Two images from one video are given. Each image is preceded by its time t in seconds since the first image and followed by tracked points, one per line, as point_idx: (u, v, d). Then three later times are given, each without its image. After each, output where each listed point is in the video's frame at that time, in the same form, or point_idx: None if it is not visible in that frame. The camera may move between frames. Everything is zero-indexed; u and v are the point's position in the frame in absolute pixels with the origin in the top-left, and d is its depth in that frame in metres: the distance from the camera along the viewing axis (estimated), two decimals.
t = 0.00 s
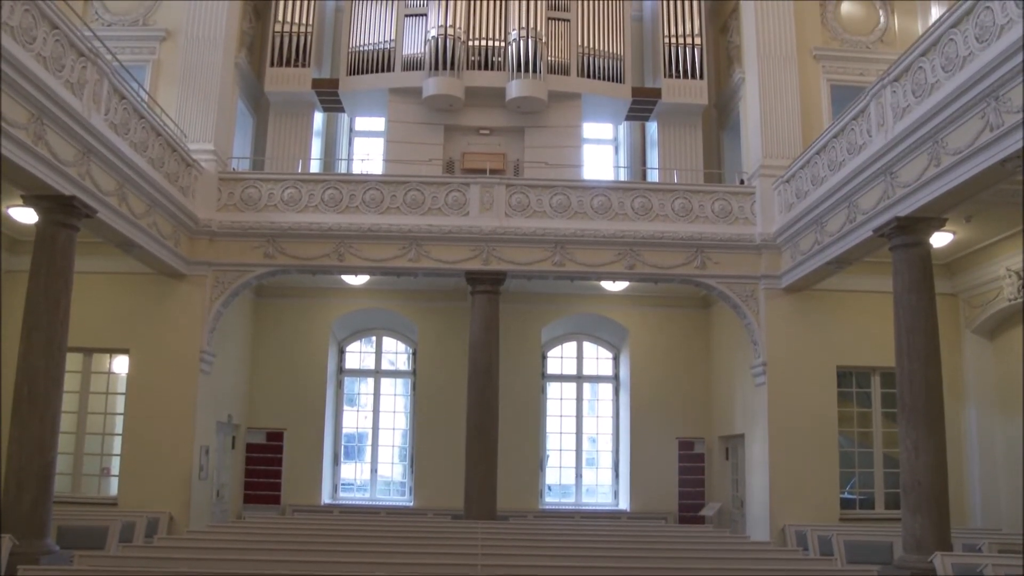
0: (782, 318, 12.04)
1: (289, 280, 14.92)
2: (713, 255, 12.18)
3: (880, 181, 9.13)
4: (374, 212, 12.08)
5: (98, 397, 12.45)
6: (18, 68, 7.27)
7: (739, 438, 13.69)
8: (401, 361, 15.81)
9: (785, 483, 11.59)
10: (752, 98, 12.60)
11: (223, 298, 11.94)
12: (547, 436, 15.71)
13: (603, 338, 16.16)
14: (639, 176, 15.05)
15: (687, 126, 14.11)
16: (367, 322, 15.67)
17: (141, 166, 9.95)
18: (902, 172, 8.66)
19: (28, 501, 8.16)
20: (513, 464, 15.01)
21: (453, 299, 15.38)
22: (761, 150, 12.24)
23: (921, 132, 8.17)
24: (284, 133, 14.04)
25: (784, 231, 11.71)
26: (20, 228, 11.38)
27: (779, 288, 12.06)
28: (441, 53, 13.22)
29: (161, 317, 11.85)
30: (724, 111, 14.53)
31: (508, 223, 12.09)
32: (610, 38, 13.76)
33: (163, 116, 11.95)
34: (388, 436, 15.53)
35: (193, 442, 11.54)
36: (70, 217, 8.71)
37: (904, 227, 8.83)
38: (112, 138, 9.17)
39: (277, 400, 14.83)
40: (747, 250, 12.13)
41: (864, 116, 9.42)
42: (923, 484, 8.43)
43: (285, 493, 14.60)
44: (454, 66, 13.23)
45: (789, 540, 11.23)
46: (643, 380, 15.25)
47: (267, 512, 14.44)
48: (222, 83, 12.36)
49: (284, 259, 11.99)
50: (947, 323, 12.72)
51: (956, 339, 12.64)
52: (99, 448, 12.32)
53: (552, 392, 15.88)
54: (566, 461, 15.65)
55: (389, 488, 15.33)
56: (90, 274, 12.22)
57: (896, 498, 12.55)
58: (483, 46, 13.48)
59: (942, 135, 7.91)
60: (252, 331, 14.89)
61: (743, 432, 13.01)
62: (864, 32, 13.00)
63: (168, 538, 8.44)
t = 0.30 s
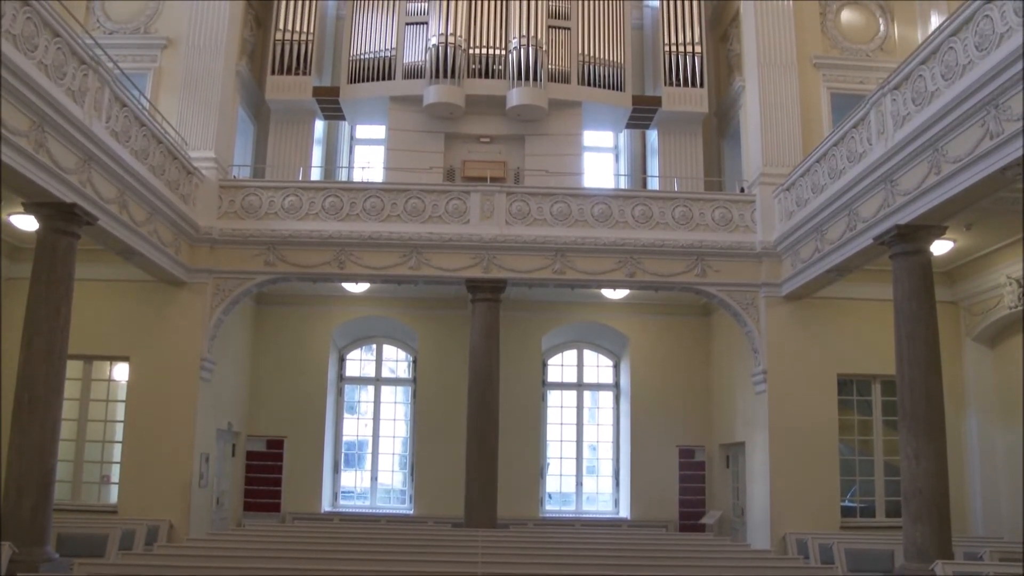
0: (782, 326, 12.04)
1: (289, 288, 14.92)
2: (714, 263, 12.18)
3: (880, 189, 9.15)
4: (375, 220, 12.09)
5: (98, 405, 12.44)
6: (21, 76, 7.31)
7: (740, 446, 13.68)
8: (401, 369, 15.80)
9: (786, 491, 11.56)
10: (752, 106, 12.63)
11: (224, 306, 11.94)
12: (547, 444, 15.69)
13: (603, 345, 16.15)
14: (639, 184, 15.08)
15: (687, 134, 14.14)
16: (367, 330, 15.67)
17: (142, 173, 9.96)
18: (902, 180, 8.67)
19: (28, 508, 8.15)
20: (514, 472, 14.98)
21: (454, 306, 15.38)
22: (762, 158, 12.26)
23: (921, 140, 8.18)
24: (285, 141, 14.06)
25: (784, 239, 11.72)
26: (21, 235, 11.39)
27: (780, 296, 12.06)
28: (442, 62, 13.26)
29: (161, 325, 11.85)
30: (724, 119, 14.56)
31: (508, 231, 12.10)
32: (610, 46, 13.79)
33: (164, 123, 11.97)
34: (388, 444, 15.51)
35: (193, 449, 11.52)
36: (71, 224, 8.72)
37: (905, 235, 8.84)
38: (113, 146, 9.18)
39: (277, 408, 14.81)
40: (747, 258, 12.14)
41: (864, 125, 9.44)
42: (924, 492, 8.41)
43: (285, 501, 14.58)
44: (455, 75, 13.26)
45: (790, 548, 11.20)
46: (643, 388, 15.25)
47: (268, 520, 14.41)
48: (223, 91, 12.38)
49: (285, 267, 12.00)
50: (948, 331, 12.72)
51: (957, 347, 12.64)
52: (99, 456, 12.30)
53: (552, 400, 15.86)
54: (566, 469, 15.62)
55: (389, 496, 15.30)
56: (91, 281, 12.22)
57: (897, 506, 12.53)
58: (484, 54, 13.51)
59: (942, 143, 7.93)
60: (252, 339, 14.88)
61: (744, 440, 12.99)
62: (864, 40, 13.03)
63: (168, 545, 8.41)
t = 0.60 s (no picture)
0: (783, 333, 12.04)
1: (290, 295, 14.92)
2: (714, 270, 12.19)
3: (880, 196, 9.16)
4: (376, 227, 12.10)
5: (99, 411, 12.44)
6: (23, 83, 7.33)
7: (740, 454, 13.66)
8: (402, 376, 15.80)
9: (787, 498, 11.55)
10: (752, 114, 12.66)
11: (224, 313, 11.94)
12: (547, 452, 15.67)
13: (603, 353, 16.14)
14: (640, 191, 15.10)
15: (687, 141, 14.16)
16: (368, 337, 15.67)
17: (143, 180, 9.98)
18: (903, 187, 8.68)
19: (27, 515, 8.13)
20: (514, 479, 14.96)
21: (454, 314, 15.38)
22: (762, 165, 12.27)
23: (922, 147, 8.19)
24: (286, 148, 14.08)
25: (785, 246, 11.73)
26: (22, 242, 11.40)
27: (780, 303, 12.07)
28: (443, 69, 13.30)
29: (161, 332, 11.84)
30: (724, 126, 14.60)
31: (509, 238, 12.11)
32: (610, 53, 13.81)
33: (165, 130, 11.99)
34: (388, 451, 15.50)
35: (193, 456, 11.51)
36: (71, 231, 8.72)
37: (905, 242, 8.85)
38: (114, 153, 9.19)
39: (278, 415, 14.80)
40: (747, 265, 12.15)
41: (864, 132, 9.46)
42: (925, 500, 8.40)
43: (285, 508, 14.56)
44: (456, 82, 13.28)
45: (790, 556, 11.19)
46: (644, 395, 15.24)
47: (267, 527, 14.39)
48: (224, 97, 12.41)
49: (286, 274, 12.01)
50: (948, 338, 12.72)
51: (957, 354, 12.64)
52: (99, 463, 12.30)
53: (552, 407, 15.85)
54: (567, 477, 15.61)
55: (389, 503, 15.27)
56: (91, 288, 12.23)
57: (898, 513, 12.51)
58: (484, 62, 13.55)
59: (942, 150, 7.94)
60: (252, 346, 14.88)
61: (745, 447, 12.98)
62: (865, 48, 13.07)
63: (168, 553, 8.39)
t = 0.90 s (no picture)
0: (783, 340, 12.04)
1: (290, 301, 14.92)
2: (715, 277, 12.19)
3: (881, 203, 9.17)
4: (377, 233, 12.11)
5: (99, 418, 12.43)
6: (25, 90, 7.35)
7: (741, 460, 13.64)
8: (402, 383, 15.79)
9: (788, 505, 11.53)
10: (752, 120, 12.68)
11: (224, 319, 11.93)
12: (547, 458, 15.65)
13: (604, 360, 16.13)
14: (640, 198, 15.11)
15: (688, 148, 14.18)
16: (368, 343, 15.66)
17: (144, 187, 9.99)
18: (903, 194, 8.69)
19: (27, 521, 8.12)
20: (514, 486, 14.94)
21: (454, 320, 15.38)
22: (762, 172, 12.29)
23: (922, 153, 8.20)
24: (287, 155, 14.10)
25: (785, 253, 11.74)
26: (22, 248, 11.40)
27: (781, 310, 12.07)
28: (443, 76, 13.32)
29: (162, 338, 11.84)
30: (725, 133, 14.62)
31: (509, 245, 12.12)
32: (611, 60, 13.84)
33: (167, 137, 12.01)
34: (388, 458, 15.48)
35: (193, 462, 11.50)
36: (73, 237, 8.72)
37: (906, 249, 8.85)
38: (115, 159, 9.20)
39: (278, 421, 14.79)
40: (748, 272, 12.15)
41: (865, 139, 9.47)
42: (926, 507, 8.39)
43: (285, 515, 14.54)
44: (456, 89, 13.31)
45: (791, 563, 11.17)
46: (644, 402, 15.23)
47: (267, 534, 14.36)
48: (226, 104, 12.44)
49: (286, 280, 12.01)
50: (949, 345, 12.72)
51: (958, 361, 12.64)
52: (99, 469, 12.28)
53: (553, 414, 15.83)
54: (567, 484, 15.58)
55: (389, 510, 15.25)
56: (92, 294, 12.23)
57: (899, 520, 12.49)
58: (485, 69, 13.58)
59: (942, 157, 7.95)
60: (252, 353, 14.87)
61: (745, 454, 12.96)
62: (865, 54, 13.09)
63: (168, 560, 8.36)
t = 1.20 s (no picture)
0: (784, 347, 12.04)
1: (291, 308, 14.92)
2: (715, 284, 12.20)
3: (881, 210, 9.18)
4: (377, 240, 12.12)
5: (99, 424, 12.42)
6: (26, 97, 7.36)
7: (742, 468, 13.62)
8: (402, 390, 15.78)
9: (789, 512, 11.51)
10: (753, 128, 12.71)
11: (224, 326, 11.93)
12: (548, 466, 15.63)
13: (604, 367, 16.13)
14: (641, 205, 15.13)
15: (688, 155, 14.20)
16: (368, 350, 15.65)
17: (145, 194, 10.00)
18: (903, 201, 8.70)
19: (27, 527, 8.10)
20: (514, 493, 14.92)
21: (454, 327, 15.37)
22: (762, 179, 12.30)
23: (922, 161, 8.21)
24: (288, 162, 14.12)
25: (785, 260, 11.74)
26: (24, 254, 11.41)
27: (781, 317, 12.07)
28: (444, 84, 13.36)
29: (162, 345, 11.84)
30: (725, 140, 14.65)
31: (510, 252, 12.13)
32: (611, 68, 13.87)
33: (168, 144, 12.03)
34: (388, 465, 15.45)
35: (193, 469, 11.49)
36: (73, 244, 8.73)
37: (906, 256, 8.86)
38: (116, 165, 9.21)
39: (278, 428, 14.78)
40: (748, 279, 12.16)
41: (865, 146, 9.49)
42: (927, 514, 8.37)
43: (286, 522, 14.52)
44: (457, 96, 13.33)
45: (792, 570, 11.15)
46: (645, 409, 15.22)
47: (267, 541, 14.33)
48: (227, 111, 12.47)
49: (287, 287, 12.01)
50: (949, 352, 12.72)
51: (958, 368, 12.63)
52: (99, 476, 12.26)
53: (553, 421, 15.82)
54: (567, 491, 15.56)
55: (390, 517, 15.22)
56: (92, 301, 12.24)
57: (900, 528, 12.46)
58: (485, 76, 13.61)
59: (942, 165, 7.97)
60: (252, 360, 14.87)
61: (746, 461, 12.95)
62: (865, 62, 13.13)
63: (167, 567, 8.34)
